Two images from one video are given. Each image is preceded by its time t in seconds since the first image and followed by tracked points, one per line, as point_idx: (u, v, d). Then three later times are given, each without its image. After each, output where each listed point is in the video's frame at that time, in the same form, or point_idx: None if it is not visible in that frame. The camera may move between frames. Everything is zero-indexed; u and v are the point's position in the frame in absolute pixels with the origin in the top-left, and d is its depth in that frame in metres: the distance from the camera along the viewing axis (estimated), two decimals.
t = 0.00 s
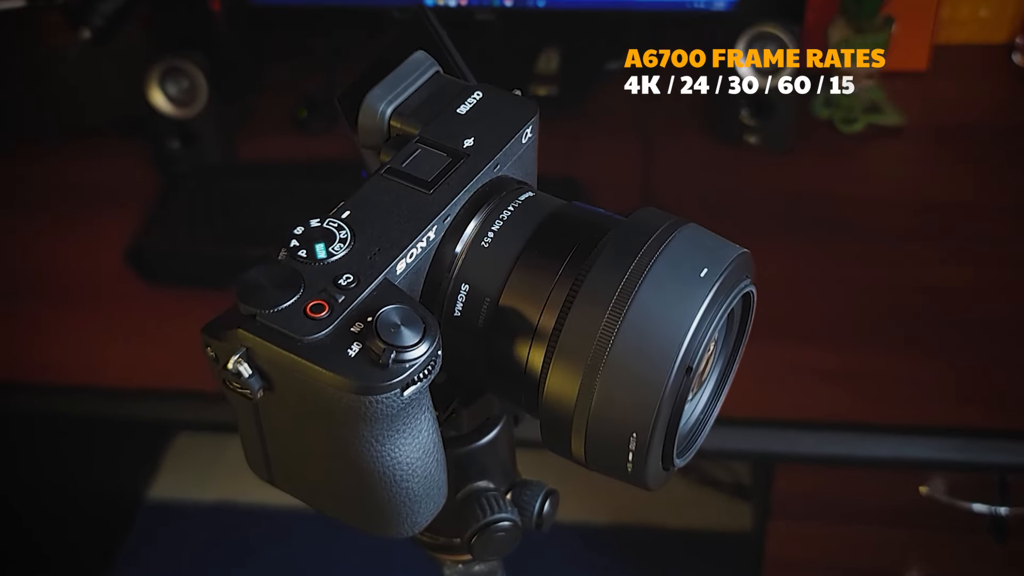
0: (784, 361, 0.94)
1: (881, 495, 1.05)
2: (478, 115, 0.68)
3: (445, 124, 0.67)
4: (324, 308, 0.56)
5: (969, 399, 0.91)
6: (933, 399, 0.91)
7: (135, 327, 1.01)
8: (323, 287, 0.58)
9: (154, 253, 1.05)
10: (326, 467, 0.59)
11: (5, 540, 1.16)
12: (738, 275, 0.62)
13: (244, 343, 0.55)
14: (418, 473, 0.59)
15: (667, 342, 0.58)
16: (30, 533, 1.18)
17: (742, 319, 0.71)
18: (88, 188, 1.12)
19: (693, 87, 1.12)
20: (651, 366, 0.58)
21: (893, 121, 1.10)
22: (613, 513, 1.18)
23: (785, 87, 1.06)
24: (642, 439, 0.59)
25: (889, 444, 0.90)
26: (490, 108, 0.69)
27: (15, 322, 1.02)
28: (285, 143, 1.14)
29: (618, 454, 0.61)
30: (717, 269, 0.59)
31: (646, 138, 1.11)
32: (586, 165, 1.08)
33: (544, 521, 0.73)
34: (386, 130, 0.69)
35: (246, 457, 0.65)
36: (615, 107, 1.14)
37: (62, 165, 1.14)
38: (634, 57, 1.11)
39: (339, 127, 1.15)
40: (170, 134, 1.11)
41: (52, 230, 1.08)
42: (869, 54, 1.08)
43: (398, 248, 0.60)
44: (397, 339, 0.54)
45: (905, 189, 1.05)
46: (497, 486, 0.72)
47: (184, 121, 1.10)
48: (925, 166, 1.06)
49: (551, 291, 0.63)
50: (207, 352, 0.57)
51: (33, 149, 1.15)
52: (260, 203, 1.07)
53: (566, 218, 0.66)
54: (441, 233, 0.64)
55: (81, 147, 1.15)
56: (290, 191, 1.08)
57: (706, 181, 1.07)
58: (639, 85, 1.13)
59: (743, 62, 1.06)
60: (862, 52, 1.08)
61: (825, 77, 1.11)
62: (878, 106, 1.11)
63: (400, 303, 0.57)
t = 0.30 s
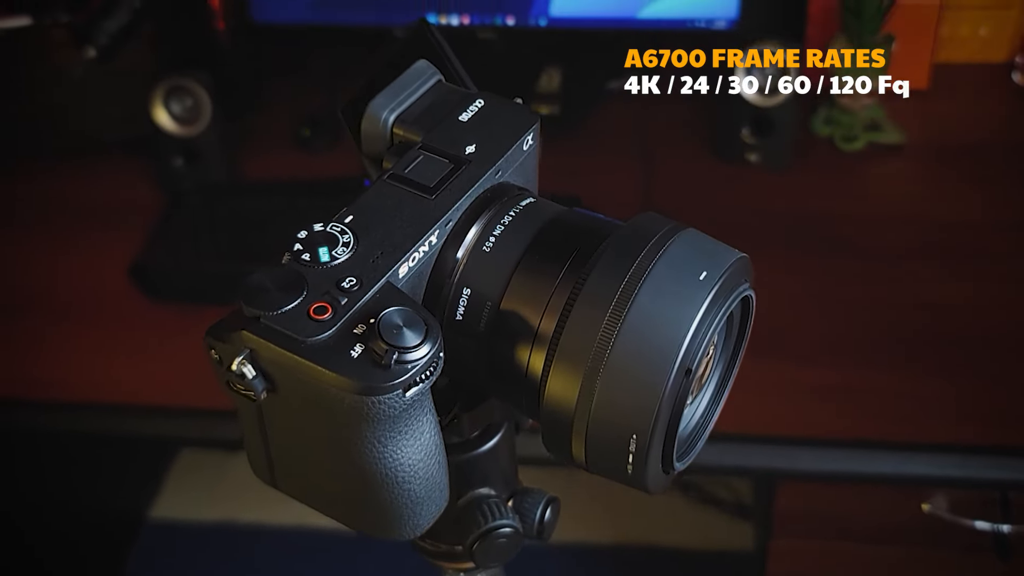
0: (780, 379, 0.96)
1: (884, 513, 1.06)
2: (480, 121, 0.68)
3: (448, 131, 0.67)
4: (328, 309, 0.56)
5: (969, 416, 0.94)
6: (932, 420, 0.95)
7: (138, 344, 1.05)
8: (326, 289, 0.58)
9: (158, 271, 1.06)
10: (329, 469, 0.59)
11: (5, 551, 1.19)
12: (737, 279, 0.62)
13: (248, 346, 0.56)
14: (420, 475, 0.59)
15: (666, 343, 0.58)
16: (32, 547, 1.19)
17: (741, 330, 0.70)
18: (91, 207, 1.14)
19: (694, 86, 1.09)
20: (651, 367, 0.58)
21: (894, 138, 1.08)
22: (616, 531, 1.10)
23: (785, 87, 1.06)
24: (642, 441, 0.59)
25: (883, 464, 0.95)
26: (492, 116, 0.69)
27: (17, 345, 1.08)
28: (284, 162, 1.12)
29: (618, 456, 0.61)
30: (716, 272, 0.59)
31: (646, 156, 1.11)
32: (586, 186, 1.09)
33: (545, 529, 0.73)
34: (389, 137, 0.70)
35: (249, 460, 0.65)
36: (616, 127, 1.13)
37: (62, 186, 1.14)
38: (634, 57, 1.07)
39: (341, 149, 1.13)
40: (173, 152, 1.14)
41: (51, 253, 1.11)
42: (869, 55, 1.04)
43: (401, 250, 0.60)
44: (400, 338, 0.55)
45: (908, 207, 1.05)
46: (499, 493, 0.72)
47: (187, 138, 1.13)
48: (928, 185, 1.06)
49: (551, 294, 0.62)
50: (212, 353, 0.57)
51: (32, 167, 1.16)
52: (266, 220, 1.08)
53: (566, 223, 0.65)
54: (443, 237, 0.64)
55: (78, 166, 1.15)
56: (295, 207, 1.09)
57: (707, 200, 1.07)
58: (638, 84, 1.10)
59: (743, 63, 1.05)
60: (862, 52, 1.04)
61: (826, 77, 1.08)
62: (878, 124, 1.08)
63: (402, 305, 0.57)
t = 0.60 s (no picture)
0: (784, 396, 0.95)
1: (885, 532, 1.04)
2: (482, 130, 0.68)
3: (449, 139, 0.67)
4: (331, 313, 0.56)
5: (968, 434, 0.92)
6: (929, 436, 0.92)
7: (141, 362, 1.01)
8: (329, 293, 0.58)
9: (159, 289, 1.05)
10: (329, 471, 0.59)
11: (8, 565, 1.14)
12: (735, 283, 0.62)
13: (251, 348, 0.56)
14: (421, 477, 0.59)
15: (667, 346, 0.58)
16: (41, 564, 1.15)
17: (740, 334, 0.71)
18: (95, 221, 1.13)
19: (693, 86, 1.12)
20: (650, 370, 0.58)
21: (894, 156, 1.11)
22: (613, 550, 1.11)
23: (785, 87, 1.07)
24: (642, 444, 0.59)
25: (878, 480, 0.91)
26: (493, 126, 0.69)
27: (17, 362, 1.03)
28: (286, 180, 1.14)
29: (618, 459, 0.61)
30: (714, 276, 0.59)
31: (647, 173, 1.11)
32: (587, 200, 1.08)
33: (546, 537, 0.72)
34: (392, 146, 0.70)
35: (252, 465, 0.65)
36: (615, 144, 1.14)
37: (64, 200, 1.14)
38: (634, 57, 1.10)
39: (344, 166, 1.15)
40: (176, 170, 1.14)
41: (55, 266, 1.09)
42: (869, 55, 1.07)
43: (403, 255, 0.60)
44: (402, 343, 0.55)
45: (905, 224, 1.05)
46: (499, 501, 0.71)
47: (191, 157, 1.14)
48: (926, 203, 1.07)
49: (552, 300, 0.63)
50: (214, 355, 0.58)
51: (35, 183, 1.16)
52: (267, 234, 1.08)
53: (565, 231, 0.66)
54: (445, 243, 0.64)
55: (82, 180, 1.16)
56: (296, 221, 1.09)
57: (709, 215, 1.07)
58: (638, 84, 1.13)
59: (743, 62, 1.08)
60: (862, 52, 1.07)
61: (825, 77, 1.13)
62: (879, 143, 1.12)
63: (405, 309, 0.57)
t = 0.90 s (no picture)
0: (783, 413, 0.95)
1: (886, 551, 1.04)
2: (483, 138, 0.69)
3: (452, 148, 0.68)
4: (334, 316, 0.56)
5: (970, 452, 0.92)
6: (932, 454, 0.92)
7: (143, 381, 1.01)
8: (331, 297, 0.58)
9: (160, 307, 1.06)
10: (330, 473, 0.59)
11: None
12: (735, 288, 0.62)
13: (254, 351, 0.56)
14: (422, 480, 0.59)
15: (667, 349, 0.58)
16: None
17: (739, 339, 0.70)
18: (97, 239, 1.13)
19: (693, 87, 1.11)
20: (648, 373, 0.58)
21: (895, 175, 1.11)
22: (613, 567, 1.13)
23: (785, 86, 1.06)
24: (641, 447, 0.59)
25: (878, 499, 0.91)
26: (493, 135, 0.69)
27: (19, 380, 1.02)
28: (288, 197, 1.14)
29: (617, 462, 0.61)
30: (713, 281, 0.59)
31: (647, 191, 1.11)
32: (588, 217, 1.09)
33: (546, 547, 0.71)
34: (395, 155, 0.70)
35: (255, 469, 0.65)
36: (616, 162, 1.15)
37: (63, 220, 1.15)
38: (634, 58, 1.09)
39: (346, 185, 1.15)
40: (179, 189, 1.13)
41: (58, 284, 1.09)
42: (869, 55, 1.08)
43: (405, 261, 0.60)
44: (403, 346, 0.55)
45: (904, 242, 1.06)
46: (501, 509, 0.70)
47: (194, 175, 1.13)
48: (925, 220, 1.07)
49: (552, 305, 0.63)
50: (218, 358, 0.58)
51: (31, 202, 1.16)
52: (268, 251, 1.09)
53: (565, 238, 0.66)
54: (447, 249, 0.64)
55: (81, 202, 1.16)
56: (298, 239, 1.09)
57: (709, 233, 1.07)
58: (638, 84, 1.11)
59: (743, 62, 1.08)
60: (862, 52, 1.08)
61: (826, 77, 1.12)
62: (879, 162, 1.12)
63: (407, 312, 0.57)
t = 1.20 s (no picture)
0: (784, 430, 0.95)
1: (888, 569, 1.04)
2: (484, 148, 0.68)
3: (453, 155, 0.67)
4: (335, 320, 0.56)
5: (978, 471, 0.92)
6: (935, 472, 0.92)
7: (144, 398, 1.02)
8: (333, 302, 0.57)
9: (162, 323, 1.06)
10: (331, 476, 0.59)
11: None
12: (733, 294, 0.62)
13: (257, 354, 0.56)
14: (422, 483, 0.59)
15: (668, 352, 0.58)
16: None
17: (739, 343, 0.69)
18: (101, 257, 1.14)
19: (693, 87, 1.09)
20: (646, 377, 0.58)
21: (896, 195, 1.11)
22: None
23: (785, 86, 1.12)
24: (640, 451, 0.59)
25: (881, 515, 0.92)
26: (496, 144, 0.68)
27: (22, 398, 1.03)
28: (290, 215, 1.15)
29: (616, 467, 0.60)
30: (711, 287, 0.59)
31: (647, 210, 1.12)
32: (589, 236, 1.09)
33: (546, 557, 0.70)
34: (396, 163, 0.69)
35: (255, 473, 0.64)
36: (617, 180, 1.15)
37: (67, 239, 1.15)
38: (633, 58, 1.08)
39: (348, 202, 1.15)
40: (183, 206, 1.13)
41: (62, 300, 1.10)
42: (869, 55, 1.08)
43: (405, 265, 0.59)
44: (404, 350, 0.54)
45: (905, 261, 1.06)
46: (501, 518, 0.69)
47: (199, 194, 1.13)
48: (927, 239, 1.07)
49: (551, 311, 0.62)
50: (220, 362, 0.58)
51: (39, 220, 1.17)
52: (271, 269, 1.09)
53: (566, 245, 0.65)
54: (448, 254, 0.63)
55: (85, 222, 1.17)
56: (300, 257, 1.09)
57: (710, 251, 1.08)
58: (638, 85, 1.10)
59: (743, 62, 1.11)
60: (862, 51, 1.08)
61: (826, 77, 1.12)
62: (880, 181, 1.12)
63: (408, 315, 0.57)
